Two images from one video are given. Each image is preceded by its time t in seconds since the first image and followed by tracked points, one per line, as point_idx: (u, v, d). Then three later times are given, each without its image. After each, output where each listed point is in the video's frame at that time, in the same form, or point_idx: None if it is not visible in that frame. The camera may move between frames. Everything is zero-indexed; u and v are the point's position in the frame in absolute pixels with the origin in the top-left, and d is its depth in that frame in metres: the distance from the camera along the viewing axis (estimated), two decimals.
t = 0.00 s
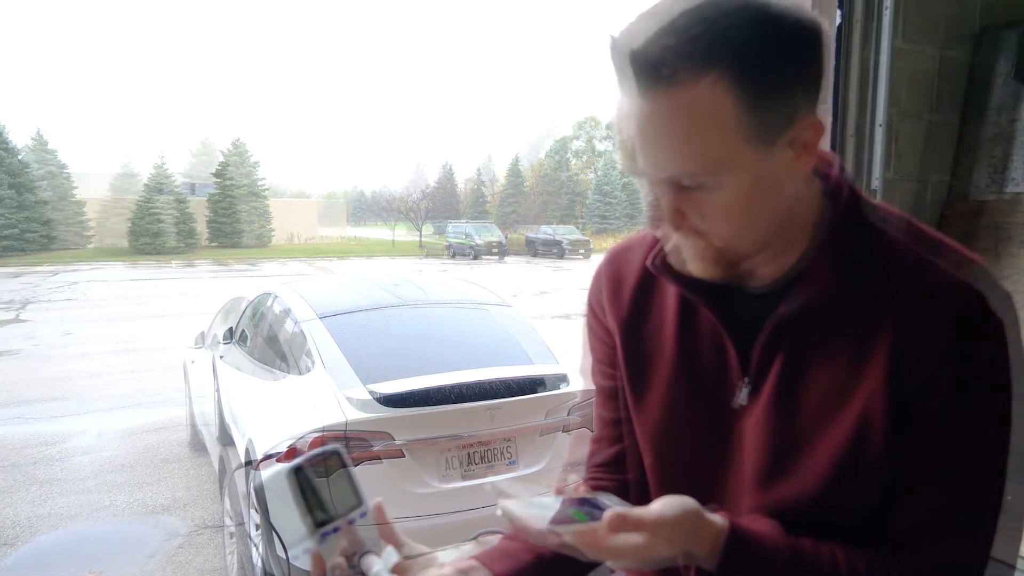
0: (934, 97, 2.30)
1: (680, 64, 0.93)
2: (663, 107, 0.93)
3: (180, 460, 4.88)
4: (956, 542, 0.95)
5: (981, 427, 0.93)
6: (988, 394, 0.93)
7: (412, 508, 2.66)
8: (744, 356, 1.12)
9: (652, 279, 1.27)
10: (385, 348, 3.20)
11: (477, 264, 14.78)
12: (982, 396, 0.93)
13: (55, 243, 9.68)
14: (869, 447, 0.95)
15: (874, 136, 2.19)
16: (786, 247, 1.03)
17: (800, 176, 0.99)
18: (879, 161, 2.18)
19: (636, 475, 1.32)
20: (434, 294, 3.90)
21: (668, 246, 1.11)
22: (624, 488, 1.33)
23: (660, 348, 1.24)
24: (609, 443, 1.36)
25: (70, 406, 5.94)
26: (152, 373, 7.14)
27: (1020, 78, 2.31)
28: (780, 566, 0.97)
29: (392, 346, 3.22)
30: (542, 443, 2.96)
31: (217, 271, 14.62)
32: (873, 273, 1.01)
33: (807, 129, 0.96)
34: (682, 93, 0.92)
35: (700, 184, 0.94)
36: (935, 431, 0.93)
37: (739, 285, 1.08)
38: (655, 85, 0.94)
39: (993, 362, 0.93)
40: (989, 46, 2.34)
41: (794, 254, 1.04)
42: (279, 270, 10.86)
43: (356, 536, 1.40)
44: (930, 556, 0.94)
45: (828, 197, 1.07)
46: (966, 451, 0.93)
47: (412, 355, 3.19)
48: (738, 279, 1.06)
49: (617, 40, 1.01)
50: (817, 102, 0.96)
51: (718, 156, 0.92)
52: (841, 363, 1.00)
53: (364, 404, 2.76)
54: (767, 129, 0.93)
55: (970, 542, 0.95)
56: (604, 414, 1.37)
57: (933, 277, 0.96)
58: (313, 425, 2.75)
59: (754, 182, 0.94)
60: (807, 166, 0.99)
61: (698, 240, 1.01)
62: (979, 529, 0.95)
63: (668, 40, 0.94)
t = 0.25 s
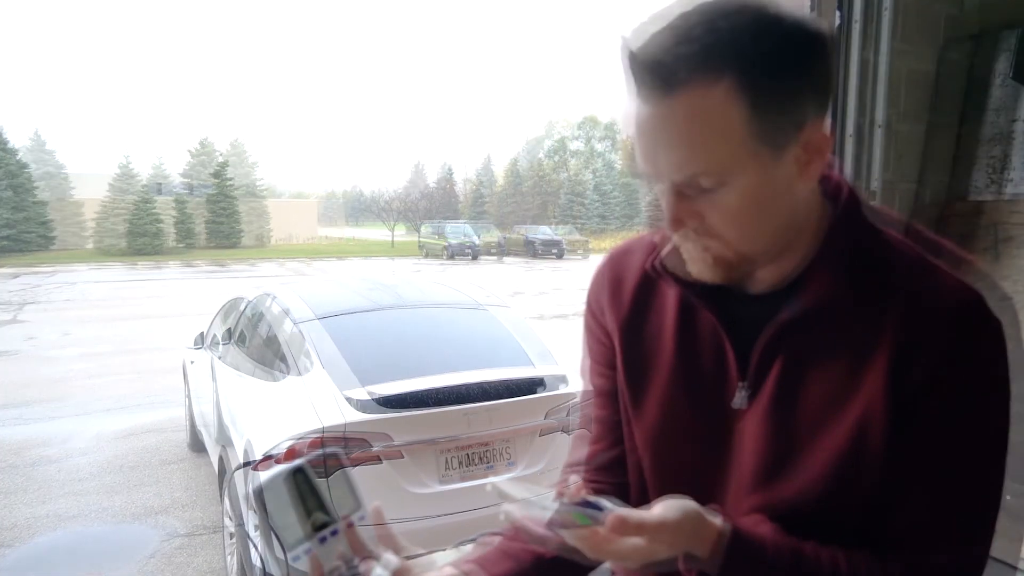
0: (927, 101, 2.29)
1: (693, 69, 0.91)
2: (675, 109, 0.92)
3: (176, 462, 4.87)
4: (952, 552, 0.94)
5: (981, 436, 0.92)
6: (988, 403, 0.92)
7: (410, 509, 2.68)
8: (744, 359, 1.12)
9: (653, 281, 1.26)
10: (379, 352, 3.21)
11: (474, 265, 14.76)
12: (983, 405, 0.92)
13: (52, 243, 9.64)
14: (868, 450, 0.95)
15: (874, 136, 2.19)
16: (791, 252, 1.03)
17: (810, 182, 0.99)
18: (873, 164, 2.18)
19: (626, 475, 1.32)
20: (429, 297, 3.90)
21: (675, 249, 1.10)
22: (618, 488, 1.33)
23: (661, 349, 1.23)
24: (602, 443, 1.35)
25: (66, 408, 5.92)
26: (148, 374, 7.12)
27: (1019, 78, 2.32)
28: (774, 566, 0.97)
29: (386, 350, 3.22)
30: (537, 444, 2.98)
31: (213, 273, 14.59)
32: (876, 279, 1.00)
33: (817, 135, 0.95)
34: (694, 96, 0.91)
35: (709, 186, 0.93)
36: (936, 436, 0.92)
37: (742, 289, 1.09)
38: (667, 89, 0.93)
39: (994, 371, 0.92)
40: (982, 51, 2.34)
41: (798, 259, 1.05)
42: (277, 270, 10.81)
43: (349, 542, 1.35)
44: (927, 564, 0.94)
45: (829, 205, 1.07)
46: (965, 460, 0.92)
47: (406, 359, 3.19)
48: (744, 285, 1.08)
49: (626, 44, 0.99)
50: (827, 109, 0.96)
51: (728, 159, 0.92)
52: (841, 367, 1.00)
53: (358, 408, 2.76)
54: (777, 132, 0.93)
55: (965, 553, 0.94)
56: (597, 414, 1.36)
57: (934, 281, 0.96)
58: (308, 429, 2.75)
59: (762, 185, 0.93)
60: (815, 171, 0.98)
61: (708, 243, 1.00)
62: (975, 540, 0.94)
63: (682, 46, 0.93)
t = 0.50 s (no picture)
0: (906, 106, 2.34)
1: (695, 71, 0.93)
2: (679, 109, 0.94)
3: (152, 467, 4.77)
4: (953, 556, 0.92)
5: (982, 439, 0.92)
6: (989, 405, 0.92)
7: (391, 513, 2.66)
8: (745, 362, 1.10)
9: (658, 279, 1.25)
10: (362, 353, 3.18)
11: (452, 266, 14.72)
12: (984, 406, 0.92)
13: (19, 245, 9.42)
14: (869, 450, 0.94)
15: (847, 145, 2.24)
16: (798, 253, 1.04)
17: (812, 180, 1.01)
18: (852, 169, 2.23)
19: (622, 476, 1.28)
20: (412, 298, 3.89)
21: (682, 249, 1.10)
22: (613, 489, 1.28)
23: (662, 350, 1.20)
24: (597, 444, 1.30)
25: (38, 414, 5.78)
26: (123, 378, 6.98)
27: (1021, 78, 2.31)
28: (775, 567, 0.94)
29: (369, 351, 3.20)
30: (520, 446, 2.98)
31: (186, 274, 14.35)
32: (878, 280, 1.00)
33: (818, 133, 0.98)
34: (699, 97, 0.93)
35: (714, 185, 0.95)
36: (937, 436, 0.92)
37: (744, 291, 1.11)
38: (671, 91, 0.94)
39: (996, 373, 0.92)
40: (950, 60, 2.37)
41: (803, 259, 1.05)
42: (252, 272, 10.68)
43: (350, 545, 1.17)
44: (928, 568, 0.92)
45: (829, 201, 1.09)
46: (966, 463, 0.92)
47: (389, 360, 3.17)
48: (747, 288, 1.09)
49: (631, 49, 1.00)
50: (828, 108, 0.98)
51: (732, 158, 0.93)
52: (843, 368, 0.99)
53: (341, 410, 2.74)
54: (779, 132, 0.95)
55: (967, 558, 0.93)
56: (593, 413, 1.32)
57: (937, 282, 0.96)
58: (291, 431, 2.72)
59: (763, 184, 0.95)
60: (817, 171, 1.00)
61: (712, 243, 1.01)
62: (976, 546, 0.93)
63: (684, 49, 0.94)
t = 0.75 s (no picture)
0: (904, 106, 2.33)
1: (697, 71, 0.92)
2: (679, 109, 0.93)
3: (152, 468, 4.77)
4: (954, 558, 0.92)
5: (984, 442, 0.92)
6: (991, 407, 0.92)
7: (391, 513, 2.67)
8: (747, 363, 1.10)
9: (660, 280, 1.24)
10: (362, 353, 3.18)
11: (452, 266, 14.72)
12: (986, 409, 0.92)
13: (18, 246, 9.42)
14: (870, 451, 0.94)
15: (847, 146, 2.24)
16: (798, 254, 1.05)
17: (813, 181, 1.01)
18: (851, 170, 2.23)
19: (621, 477, 1.27)
20: (411, 298, 3.89)
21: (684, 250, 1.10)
22: (608, 490, 1.26)
23: (664, 350, 1.19)
24: (596, 445, 1.29)
25: (37, 414, 5.78)
26: (123, 379, 6.98)
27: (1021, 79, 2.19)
28: (775, 568, 0.94)
29: (369, 351, 3.20)
30: (519, 446, 2.98)
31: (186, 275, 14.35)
32: (880, 281, 1.00)
33: (819, 133, 0.98)
34: (700, 97, 0.92)
35: (717, 185, 0.95)
36: (937, 437, 0.92)
37: (743, 291, 1.13)
38: (671, 92, 0.93)
39: (999, 376, 0.92)
40: (952, 58, 2.36)
41: (804, 259, 1.06)
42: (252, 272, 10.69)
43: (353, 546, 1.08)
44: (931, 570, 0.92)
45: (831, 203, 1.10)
46: (968, 465, 0.91)
47: (389, 360, 3.16)
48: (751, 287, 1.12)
49: (633, 50, 1.00)
50: (828, 108, 0.99)
51: (733, 158, 0.94)
52: (845, 369, 0.99)
53: (341, 411, 2.73)
54: (780, 133, 0.95)
55: (969, 559, 0.92)
56: (592, 413, 1.31)
57: (938, 284, 0.96)
58: (290, 432, 2.71)
59: (764, 185, 0.95)
60: (818, 171, 1.01)
61: (714, 244, 1.00)
62: (978, 548, 0.93)
63: (685, 49, 0.94)
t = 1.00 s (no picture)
0: (903, 106, 2.34)
1: (697, 72, 0.93)
2: (679, 109, 0.93)
3: (152, 468, 4.77)
4: (954, 558, 0.92)
5: (984, 442, 0.92)
6: (991, 408, 0.92)
7: (391, 513, 2.66)
8: (746, 363, 1.10)
9: (660, 280, 1.24)
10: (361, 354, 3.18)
11: (451, 267, 14.72)
12: (985, 409, 0.92)
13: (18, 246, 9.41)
14: (869, 451, 0.94)
15: (847, 146, 2.25)
16: (798, 254, 1.05)
17: (813, 182, 1.01)
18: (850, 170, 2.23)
19: (621, 477, 1.27)
20: (410, 299, 3.88)
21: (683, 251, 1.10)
22: (607, 490, 1.26)
23: (664, 351, 1.19)
24: (596, 445, 1.29)
25: (36, 415, 5.77)
26: (122, 379, 6.98)
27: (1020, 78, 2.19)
28: (776, 567, 0.94)
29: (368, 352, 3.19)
30: (519, 447, 2.98)
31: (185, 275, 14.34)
32: (879, 282, 1.00)
33: (819, 134, 0.98)
34: (699, 98, 0.92)
35: (716, 185, 0.95)
36: (937, 437, 0.92)
37: (743, 292, 1.13)
38: (671, 92, 0.94)
39: (998, 375, 0.92)
40: (950, 58, 2.36)
41: (803, 259, 1.06)
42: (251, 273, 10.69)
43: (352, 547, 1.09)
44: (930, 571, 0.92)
45: (831, 203, 1.10)
46: (967, 465, 0.92)
47: (388, 361, 3.16)
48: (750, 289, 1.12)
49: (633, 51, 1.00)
50: (828, 109, 0.99)
51: (733, 158, 0.93)
52: (845, 369, 0.99)
53: (340, 411, 2.73)
54: (780, 133, 0.95)
55: (968, 560, 0.92)
56: (591, 414, 1.31)
57: (938, 285, 0.96)
58: (290, 433, 2.71)
59: (764, 185, 0.95)
60: (818, 172, 1.01)
61: (714, 244, 1.00)
62: (978, 548, 0.93)
63: (686, 49, 0.94)
